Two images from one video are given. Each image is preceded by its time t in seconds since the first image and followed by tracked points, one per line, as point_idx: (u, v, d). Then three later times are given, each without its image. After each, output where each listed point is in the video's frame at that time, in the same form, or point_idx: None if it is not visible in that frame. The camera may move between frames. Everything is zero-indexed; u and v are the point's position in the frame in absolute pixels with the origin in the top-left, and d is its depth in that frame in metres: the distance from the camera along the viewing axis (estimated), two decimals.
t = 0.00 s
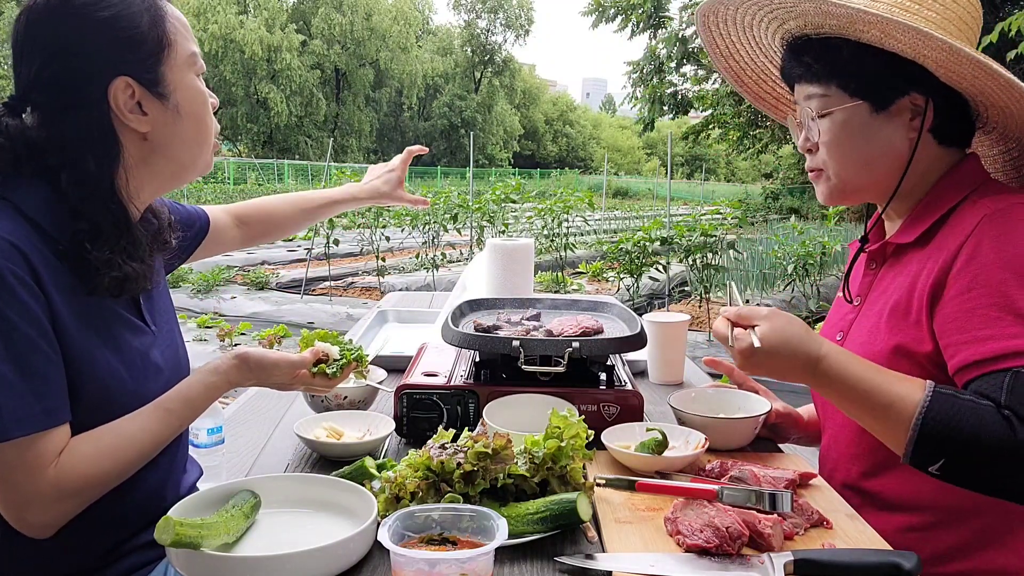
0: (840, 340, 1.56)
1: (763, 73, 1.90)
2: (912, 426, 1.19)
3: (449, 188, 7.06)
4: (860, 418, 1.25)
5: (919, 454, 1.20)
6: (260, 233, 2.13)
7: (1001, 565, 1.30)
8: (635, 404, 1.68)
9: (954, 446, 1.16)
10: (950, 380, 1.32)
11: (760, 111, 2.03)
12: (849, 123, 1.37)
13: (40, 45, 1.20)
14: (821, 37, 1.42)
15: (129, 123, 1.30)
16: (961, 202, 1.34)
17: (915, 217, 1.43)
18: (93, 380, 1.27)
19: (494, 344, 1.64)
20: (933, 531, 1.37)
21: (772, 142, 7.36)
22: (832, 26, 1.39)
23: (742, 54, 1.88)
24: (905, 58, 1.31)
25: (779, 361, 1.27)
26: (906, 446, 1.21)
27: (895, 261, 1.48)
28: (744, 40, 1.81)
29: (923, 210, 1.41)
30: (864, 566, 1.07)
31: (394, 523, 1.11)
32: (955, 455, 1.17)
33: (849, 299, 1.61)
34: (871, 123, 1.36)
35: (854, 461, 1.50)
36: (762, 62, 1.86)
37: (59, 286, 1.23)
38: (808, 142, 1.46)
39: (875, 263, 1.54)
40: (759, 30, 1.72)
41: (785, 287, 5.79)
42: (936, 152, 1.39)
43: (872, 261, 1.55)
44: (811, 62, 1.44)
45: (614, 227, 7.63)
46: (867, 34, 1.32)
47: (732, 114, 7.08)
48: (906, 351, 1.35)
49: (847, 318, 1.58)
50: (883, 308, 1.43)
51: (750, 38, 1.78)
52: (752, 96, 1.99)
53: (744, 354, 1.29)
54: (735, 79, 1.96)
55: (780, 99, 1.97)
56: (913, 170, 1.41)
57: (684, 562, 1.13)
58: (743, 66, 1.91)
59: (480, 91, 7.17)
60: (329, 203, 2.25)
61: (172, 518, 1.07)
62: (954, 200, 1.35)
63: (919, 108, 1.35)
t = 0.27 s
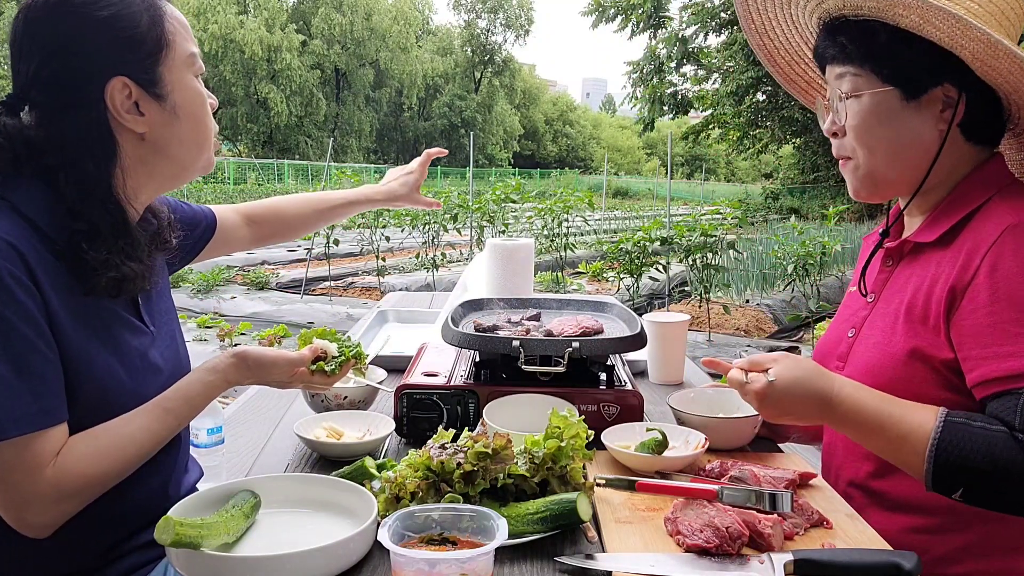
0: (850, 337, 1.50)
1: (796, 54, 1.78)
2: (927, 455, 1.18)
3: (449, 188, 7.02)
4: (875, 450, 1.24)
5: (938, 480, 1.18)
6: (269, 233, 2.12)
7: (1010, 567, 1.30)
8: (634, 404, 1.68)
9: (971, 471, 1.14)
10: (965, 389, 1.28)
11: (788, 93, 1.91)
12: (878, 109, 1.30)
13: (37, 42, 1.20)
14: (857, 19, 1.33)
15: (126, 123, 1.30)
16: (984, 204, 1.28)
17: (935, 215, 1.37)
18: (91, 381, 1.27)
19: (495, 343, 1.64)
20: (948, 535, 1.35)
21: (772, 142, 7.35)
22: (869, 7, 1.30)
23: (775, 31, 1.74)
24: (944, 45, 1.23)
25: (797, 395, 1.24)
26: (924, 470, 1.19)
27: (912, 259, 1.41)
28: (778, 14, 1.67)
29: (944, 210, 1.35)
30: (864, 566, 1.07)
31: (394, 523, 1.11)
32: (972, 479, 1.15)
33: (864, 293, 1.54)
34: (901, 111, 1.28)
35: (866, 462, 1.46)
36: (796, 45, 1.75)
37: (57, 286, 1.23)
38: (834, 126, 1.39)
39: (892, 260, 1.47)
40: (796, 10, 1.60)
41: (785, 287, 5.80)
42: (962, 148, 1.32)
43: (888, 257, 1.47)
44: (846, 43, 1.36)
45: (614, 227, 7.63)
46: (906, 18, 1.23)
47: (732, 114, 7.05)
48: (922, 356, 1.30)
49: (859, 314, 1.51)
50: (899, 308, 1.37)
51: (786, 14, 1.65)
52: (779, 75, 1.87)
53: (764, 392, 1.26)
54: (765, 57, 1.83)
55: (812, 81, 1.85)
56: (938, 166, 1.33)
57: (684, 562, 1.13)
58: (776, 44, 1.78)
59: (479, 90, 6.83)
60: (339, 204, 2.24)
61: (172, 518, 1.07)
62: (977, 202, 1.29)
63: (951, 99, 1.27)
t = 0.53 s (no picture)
0: (858, 335, 1.49)
1: (817, 43, 1.79)
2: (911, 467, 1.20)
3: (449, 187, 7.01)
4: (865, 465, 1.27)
5: (921, 483, 1.19)
6: (264, 239, 2.12)
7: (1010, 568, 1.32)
8: (634, 404, 1.68)
9: (954, 477, 1.16)
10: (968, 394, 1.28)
11: (805, 83, 1.93)
12: (903, 99, 1.29)
13: (36, 42, 1.20)
14: (889, 7, 1.33)
15: (125, 124, 1.30)
16: (997, 206, 1.27)
17: (947, 216, 1.37)
18: (90, 383, 1.27)
19: (494, 343, 1.64)
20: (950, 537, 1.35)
21: (772, 142, 7.34)
22: None
23: (798, 18, 1.76)
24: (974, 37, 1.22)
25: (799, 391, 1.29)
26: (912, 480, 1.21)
27: (922, 259, 1.40)
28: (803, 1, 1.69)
29: (958, 209, 1.34)
30: (863, 566, 1.07)
31: (395, 523, 1.11)
32: (954, 485, 1.16)
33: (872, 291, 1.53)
34: (926, 103, 1.28)
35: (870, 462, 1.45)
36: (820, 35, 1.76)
37: (56, 288, 1.23)
38: (857, 115, 1.39)
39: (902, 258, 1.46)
40: None
41: (784, 287, 5.80)
42: (981, 144, 1.31)
43: (898, 256, 1.46)
44: (875, 30, 1.35)
45: (614, 227, 7.63)
46: (939, 8, 1.23)
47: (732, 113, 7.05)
48: (930, 355, 1.30)
49: (867, 311, 1.50)
50: (909, 306, 1.36)
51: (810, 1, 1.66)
52: (797, 65, 1.89)
53: (769, 386, 1.32)
54: (785, 46, 1.84)
55: (830, 71, 1.87)
56: (954, 164, 1.33)
57: (684, 563, 1.13)
58: (797, 32, 1.79)
59: (481, 89, 6.91)
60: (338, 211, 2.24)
61: (172, 518, 1.07)
62: (991, 204, 1.28)
63: (977, 95, 1.26)
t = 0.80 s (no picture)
0: (863, 333, 1.49)
1: (828, 40, 1.81)
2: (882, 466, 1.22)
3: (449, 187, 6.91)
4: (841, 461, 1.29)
5: (891, 477, 1.21)
6: (217, 267, 2.05)
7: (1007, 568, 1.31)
8: (634, 404, 1.68)
9: (922, 474, 1.17)
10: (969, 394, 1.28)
11: (814, 82, 1.95)
12: (919, 95, 1.29)
13: (38, 43, 1.20)
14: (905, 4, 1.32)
15: (128, 125, 1.30)
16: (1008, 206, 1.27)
17: (956, 215, 1.37)
18: (91, 383, 1.26)
19: (494, 344, 1.64)
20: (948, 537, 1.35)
21: (772, 142, 7.31)
22: None
23: (810, 15, 1.78)
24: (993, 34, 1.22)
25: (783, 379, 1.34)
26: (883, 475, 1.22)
27: (931, 257, 1.41)
28: None
29: (969, 208, 1.34)
30: (862, 566, 1.07)
31: (395, 523, 1.11)
32: (923, 482, 1.18)
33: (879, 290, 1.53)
34: (941, 98, 1.28)
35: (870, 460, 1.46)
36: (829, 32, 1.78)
37: (60, 289, 1.24)
38: (869, 112, 1.38)
39: (910, 257, 1.47)
40: None
41: (785, 287, 5.80)
42: (993, 143, 1.32)
43: (907, 255, 1.47)
44: (891, 25, 1.34)
45: (613, 226, 7.62)
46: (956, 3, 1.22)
47: (732, 113, 7.02)
48: (935, 352, 1.30)
49: (874, 310, 1.50)
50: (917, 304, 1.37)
51: None
52: (807, 64, 1.91)
53: (756, 373, 1.37)
54: (796, 43, 1.86)
55: (839, 70, 1.89)
56: (967, 164, 1.34)
57: (684, 562, 1.13)
58: (808, 29, 1.82)
59: (481, 91, 6.29)
60: (288, 236, 2.16)
61: (172, 518, 1.07)
62: (1001, 203, 1.28)
63: (993, 93, 1.27)
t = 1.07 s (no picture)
0: (866, 331, 1.50)
1: (833, 41, 1.82)
2: (885, 458, 1.21)
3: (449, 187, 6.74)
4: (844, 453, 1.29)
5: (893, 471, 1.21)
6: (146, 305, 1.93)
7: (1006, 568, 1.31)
8: (634, 404, 1.68)
9: (926, 468, 1.17)
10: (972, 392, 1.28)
11: (819, 84, 1.95)
12: (924, 94, 1.29)
13: (51, 44, 1.21)
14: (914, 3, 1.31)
15: (141, 123, 1.30)
16: (1012, 206, 1.28)
17: (961, 214, 1.37)
18: (92, 383, 1.26)
19: (495, 343, 1.64)
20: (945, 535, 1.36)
21: (772, 142, 7.29)
22: None
23: (815, 16, 1.78)
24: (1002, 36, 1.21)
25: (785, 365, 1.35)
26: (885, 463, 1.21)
27: (935, 255, 1.41)
28: None
29: (973, 207, 1.35)
30: (862, 565, 1.07)
31: (395, 523, 1.11)
32: (927, 476, 1.17)
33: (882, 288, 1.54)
34: (947, 97, 1.28)
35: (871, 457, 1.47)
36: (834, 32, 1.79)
37: (62, 290, 1.24)
38: (875, 112, 1.38)
39: (913, 256, 1.47)
40: None
41: (785, 287, 5.79)
42: (999, 143, 1.32)
43: (910, 253, 1.47)
44: (897, 24, 1.34)
45: (613, 226, 7.62)
46: (964, 2, 1.22)
47: (732, 113, 7.00)
48: (939, 350, 1.30)
49: (877, 308, 1.51)
50: (920, 302, 1.37)
51: None
52: (812, 65, 1.91)
53: (758, 359, 1.38)
54: (801, 45, 1.87)
55: (844, 71, 1.89)
56: (973, 163, 1.34)
57: (684, 562, 1.13)
58: (814, 30, 1.82)
59: (481, 92, 6.21)
60: (211, 277, 2.04)
61: (172, 518, 1.07)
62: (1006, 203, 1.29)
63: (998, 92, 1.26)
